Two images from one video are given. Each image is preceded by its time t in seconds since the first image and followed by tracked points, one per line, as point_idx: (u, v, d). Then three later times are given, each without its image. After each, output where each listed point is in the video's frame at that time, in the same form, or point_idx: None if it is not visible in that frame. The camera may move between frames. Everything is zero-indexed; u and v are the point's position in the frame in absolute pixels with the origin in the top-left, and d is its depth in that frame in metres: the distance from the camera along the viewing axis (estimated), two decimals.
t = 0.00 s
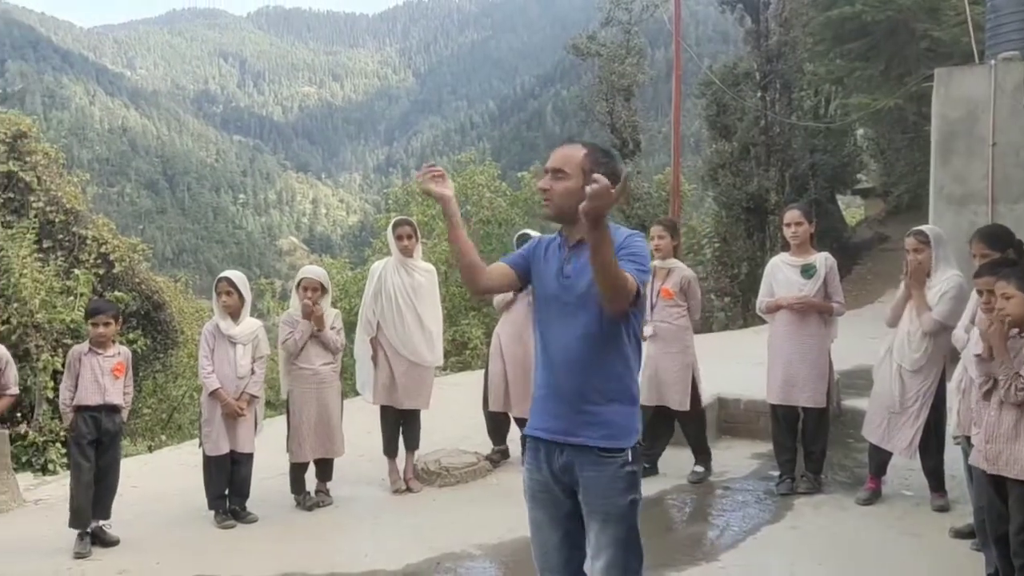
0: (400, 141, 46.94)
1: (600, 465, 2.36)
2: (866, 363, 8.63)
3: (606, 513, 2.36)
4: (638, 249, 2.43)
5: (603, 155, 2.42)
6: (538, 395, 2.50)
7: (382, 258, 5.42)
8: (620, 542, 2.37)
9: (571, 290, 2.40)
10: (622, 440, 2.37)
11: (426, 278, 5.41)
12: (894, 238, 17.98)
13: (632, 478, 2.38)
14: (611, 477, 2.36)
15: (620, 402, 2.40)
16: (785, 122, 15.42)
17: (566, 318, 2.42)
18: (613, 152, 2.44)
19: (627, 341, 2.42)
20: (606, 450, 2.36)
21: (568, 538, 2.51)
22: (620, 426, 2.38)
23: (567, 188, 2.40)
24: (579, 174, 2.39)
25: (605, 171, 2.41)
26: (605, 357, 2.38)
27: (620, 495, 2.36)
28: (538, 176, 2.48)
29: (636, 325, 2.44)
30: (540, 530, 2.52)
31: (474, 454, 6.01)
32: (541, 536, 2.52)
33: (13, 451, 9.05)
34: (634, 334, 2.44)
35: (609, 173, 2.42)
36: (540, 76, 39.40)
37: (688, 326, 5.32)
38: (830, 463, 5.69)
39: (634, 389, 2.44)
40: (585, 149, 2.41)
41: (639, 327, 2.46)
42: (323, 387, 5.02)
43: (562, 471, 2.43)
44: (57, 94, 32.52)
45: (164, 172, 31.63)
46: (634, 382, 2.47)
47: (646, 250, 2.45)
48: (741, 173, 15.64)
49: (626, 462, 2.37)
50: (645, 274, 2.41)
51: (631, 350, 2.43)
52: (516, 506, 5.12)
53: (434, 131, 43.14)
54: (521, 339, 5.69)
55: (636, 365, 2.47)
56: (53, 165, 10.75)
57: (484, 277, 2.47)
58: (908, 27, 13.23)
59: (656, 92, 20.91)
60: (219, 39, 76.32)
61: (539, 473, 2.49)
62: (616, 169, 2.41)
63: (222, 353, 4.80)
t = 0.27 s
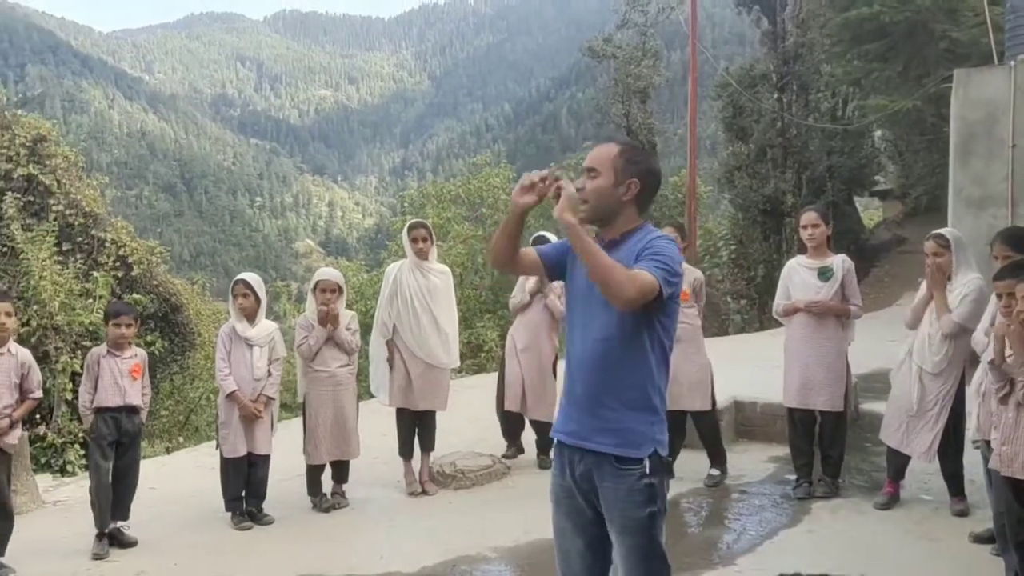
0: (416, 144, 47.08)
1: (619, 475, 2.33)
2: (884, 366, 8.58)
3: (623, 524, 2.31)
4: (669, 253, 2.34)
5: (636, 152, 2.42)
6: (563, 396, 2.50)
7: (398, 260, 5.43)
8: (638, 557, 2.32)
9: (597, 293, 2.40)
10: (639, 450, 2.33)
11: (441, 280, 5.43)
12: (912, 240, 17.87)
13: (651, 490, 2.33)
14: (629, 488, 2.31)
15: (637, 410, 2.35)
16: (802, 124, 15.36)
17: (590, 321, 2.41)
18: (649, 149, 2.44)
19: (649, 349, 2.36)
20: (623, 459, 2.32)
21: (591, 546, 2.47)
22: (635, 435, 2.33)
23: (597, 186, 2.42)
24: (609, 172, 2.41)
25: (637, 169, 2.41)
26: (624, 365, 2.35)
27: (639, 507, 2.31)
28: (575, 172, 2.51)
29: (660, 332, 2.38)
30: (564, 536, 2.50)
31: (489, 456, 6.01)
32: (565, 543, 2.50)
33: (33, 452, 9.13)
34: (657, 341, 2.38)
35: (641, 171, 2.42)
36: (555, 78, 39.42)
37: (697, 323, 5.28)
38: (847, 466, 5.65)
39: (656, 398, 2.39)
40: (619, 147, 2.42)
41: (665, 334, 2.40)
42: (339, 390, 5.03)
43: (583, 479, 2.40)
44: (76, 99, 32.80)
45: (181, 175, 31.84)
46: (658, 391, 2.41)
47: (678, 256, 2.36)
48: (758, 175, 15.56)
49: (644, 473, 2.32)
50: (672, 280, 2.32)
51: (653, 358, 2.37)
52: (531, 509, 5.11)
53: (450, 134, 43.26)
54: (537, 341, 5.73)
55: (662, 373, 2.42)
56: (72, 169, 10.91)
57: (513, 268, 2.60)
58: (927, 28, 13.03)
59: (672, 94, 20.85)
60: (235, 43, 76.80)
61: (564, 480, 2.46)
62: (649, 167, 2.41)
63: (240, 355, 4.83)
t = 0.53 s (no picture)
0: (426, 144, 47.15)
1: (638, 480, 2.29)
2: (895, 367, 8.54)
3: (640, 529, 2.27)
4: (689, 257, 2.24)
5: (661, 149, 2.36)
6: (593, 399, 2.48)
7: (408, 259, 5.44)
8: (655, 563, 2.26)
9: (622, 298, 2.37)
10: (657, 456, 2.28)
11: (450, 279, 5.43)
12: (923, 240, 17.79)
13: (668, 497, 2.28)
14: (647, 494, 2.28)
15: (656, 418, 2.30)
16: (813, 123, 15.28)
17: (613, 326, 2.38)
18: (676, 145, 2.37)
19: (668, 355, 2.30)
20: (641, 465, 2.28)
21: (610, 545, 2.41)
22: (653, 441, 2.29)
23: (622, 186, 2.38)
24: (633, 171, 2.36)
25: (661, 165, 2.35)
26: (642, 372, 2.31)
27: (657, 514, 2.27)
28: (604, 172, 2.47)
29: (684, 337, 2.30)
30: (585, 535, 2.45)
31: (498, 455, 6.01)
32: (586, 540, 2.45)
33: (45, 450, 9.18)
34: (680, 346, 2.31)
35: (668, 168, 2.36)
36: (565, 78, 39.41)
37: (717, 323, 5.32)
38: (859, 467, 5.63)
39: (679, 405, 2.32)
40: (645, 145, 2.37)
41: (689, 339, 2.31)
42: (348, 388, 5.04)
43: (605, 480, 2.37)
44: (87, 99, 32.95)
45: (192, 175, 31.95)
46: (684, 397, 2.34)
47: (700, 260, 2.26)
48: (768, 175, 15.53)
49: (662, 480, 2.28)
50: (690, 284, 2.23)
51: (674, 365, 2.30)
52: (540, 508, 5.11)
53: (460, 133, 43.31)
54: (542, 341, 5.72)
55: (687, 379, 2.34)
56: (83, 168, 11.00)
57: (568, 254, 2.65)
58: (939, 26, 12.74)
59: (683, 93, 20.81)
60: (246, 44, 77.13)
61: (587, 479, 2.43)
62: (673, 163, 2.35)
63: (250, 353, 4.84)
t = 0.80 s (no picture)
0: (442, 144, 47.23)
1: (658, 486, 2.24)
2: (913, 369, 8.48)
3: (659, 535, 2.23)
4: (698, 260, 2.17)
5: (669, 150, 2.33)
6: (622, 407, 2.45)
7: (423, 259, 5.45)
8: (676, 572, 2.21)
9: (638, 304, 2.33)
10: (675, 462, 2.23)
11: (465, 279, 5.43)
12: (942, 242, 17.66)
13: (687, 504, 2.22)
14: (666, 500, 2.23)
15: (677, 425, 2.24)
16: (830, 123, 15.29)
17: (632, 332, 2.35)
18: (684, 145, 2.33)
19: (686, 361, 2.24)
20: (661, 471, 2.24)
21: (637, 552, 2.36)
22: (673, 448, 2.24)
23: (630, 188, 2.35)
24: (641, 172, 2.34)
25: (669, 167, 2.32)
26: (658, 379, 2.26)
27: (676, 520, 2.21)
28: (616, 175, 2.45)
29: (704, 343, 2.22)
30: (612, 539, 2.41)
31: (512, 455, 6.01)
32: (613, 544, 2.41)
33: (64, 449, 9.26)
34: (699, 352, 2.24)
35: (677, 169, 2.32)
36: (581, 79, 39.39)
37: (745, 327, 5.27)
38: (876, 470, 5.59)
39: (702, 414, 2.25)
40: (652, 147, 2.35)
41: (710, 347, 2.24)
42: (364, 388, 5.05)
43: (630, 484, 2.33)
44: (106, 100, 33.22)
45: (210, 175, 32.13)
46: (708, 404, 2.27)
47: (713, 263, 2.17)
48: (785, 175, 15.49)
49: (681, 486, 2.22)
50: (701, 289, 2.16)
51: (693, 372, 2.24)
52: (555, 509, 5.10)
53: (476, 134, 43.36)
54: (550, 342, 5.68)
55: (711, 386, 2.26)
56: (102, 168, 11.10)
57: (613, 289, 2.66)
58: (958, 27, 12.50)
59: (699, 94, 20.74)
60: (264, 45, 77.57)
61: (615, 483, 2.39)
62: (682, 164, 2.32)
63: (266, 352, 4.86)
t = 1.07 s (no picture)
0: (460, 145, 47.37)
1: (679, 486, 2.24)
2: (934, 369, 8.45)
3: (681, 537, 2.23)
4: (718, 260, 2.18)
5: (680, 151, 2.32)
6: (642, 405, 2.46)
7: (443, 258, 5.50)
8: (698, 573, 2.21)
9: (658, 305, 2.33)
10: (696, 462, 2.23)
11: (483, 279, 5.47)
12: (964, 242, 17.55)
13: (709, 505, 2.22)
14: (687, 501, 2.23)
15: (697, 424, 2.25)
16: (851, 122, 15.24)
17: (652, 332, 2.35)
18: (695, 145, 2.33)
19: (709, 362, 2.24)
20: (683, 471, 2.24)
21: (657, 552, 2.37)
22: (694, 447, 2.24)
23: (642, 191, 2.34)
24: (653, 176, 2.32)
25: (681, 168, 2.31)
26: (680, 378, 2.26)
27: (698, 522, 2.21)
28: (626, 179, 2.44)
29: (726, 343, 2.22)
30: (634, 538, 2.42)
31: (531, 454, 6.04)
32: (633, 543, 2.42)
33: (88, 445, 9.48)
34: (721, 352, 2.24)
35: (687, 169, 2.32)
36: (599, 79, 39.41)
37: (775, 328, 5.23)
38: (897, 470, 5.58)
39: (724, 414, 2.25)
40: (662, 148, 2.33)
41: (730, 344, 2.24)
42: (386, 386, 5.11)
43: (651, 483, 2.34)
44: (128, 102, 33.56)
45: (231, 175, 32.36)
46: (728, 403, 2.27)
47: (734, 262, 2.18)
48: (804, 175, 15.47)
49: (703, 487, 2.22)
50: (723, 289, 2.16)
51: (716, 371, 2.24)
52: (575, 508, 5.13)
53: (495, 135, 43.53)
54: (567, 341, 5.71)
55: (734, 386, 2.26)
56: (127, 169, 11.23)
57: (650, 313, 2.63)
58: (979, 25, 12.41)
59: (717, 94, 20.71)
60: (283, 47, 78.01)
61: (637, 482, 2.40)
62: (693, 164, 2.31)
63: (288, 352, 4.92)
